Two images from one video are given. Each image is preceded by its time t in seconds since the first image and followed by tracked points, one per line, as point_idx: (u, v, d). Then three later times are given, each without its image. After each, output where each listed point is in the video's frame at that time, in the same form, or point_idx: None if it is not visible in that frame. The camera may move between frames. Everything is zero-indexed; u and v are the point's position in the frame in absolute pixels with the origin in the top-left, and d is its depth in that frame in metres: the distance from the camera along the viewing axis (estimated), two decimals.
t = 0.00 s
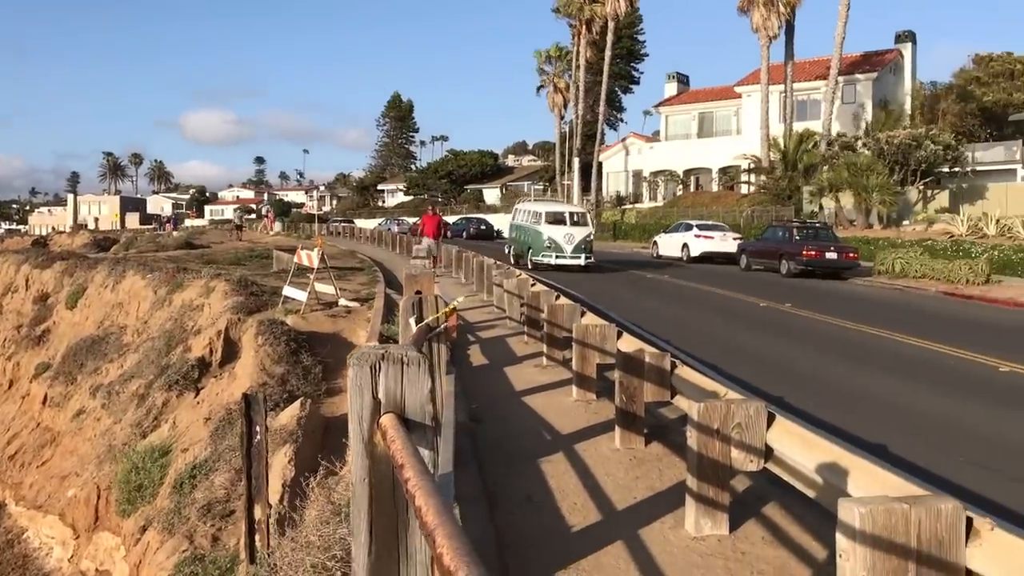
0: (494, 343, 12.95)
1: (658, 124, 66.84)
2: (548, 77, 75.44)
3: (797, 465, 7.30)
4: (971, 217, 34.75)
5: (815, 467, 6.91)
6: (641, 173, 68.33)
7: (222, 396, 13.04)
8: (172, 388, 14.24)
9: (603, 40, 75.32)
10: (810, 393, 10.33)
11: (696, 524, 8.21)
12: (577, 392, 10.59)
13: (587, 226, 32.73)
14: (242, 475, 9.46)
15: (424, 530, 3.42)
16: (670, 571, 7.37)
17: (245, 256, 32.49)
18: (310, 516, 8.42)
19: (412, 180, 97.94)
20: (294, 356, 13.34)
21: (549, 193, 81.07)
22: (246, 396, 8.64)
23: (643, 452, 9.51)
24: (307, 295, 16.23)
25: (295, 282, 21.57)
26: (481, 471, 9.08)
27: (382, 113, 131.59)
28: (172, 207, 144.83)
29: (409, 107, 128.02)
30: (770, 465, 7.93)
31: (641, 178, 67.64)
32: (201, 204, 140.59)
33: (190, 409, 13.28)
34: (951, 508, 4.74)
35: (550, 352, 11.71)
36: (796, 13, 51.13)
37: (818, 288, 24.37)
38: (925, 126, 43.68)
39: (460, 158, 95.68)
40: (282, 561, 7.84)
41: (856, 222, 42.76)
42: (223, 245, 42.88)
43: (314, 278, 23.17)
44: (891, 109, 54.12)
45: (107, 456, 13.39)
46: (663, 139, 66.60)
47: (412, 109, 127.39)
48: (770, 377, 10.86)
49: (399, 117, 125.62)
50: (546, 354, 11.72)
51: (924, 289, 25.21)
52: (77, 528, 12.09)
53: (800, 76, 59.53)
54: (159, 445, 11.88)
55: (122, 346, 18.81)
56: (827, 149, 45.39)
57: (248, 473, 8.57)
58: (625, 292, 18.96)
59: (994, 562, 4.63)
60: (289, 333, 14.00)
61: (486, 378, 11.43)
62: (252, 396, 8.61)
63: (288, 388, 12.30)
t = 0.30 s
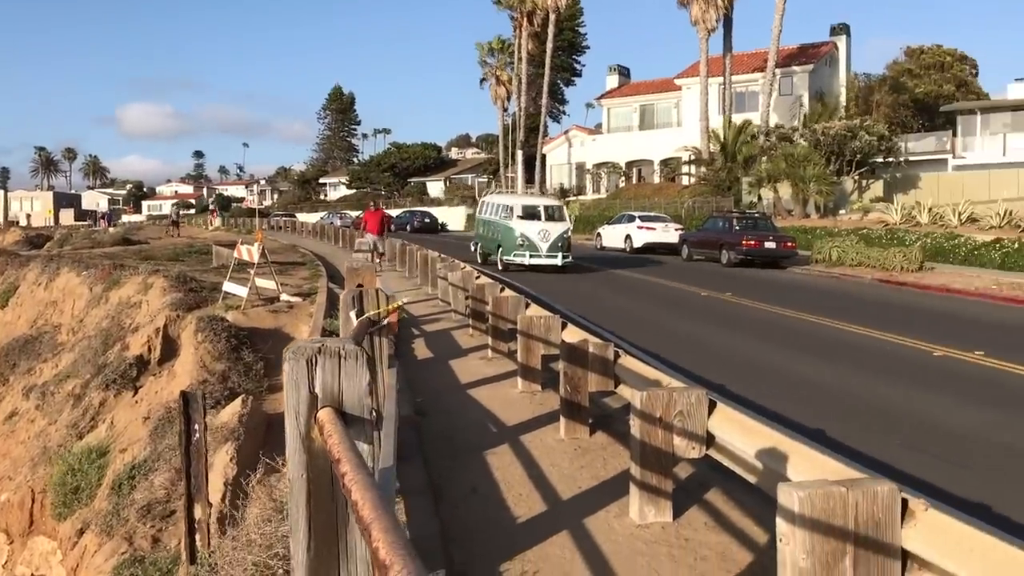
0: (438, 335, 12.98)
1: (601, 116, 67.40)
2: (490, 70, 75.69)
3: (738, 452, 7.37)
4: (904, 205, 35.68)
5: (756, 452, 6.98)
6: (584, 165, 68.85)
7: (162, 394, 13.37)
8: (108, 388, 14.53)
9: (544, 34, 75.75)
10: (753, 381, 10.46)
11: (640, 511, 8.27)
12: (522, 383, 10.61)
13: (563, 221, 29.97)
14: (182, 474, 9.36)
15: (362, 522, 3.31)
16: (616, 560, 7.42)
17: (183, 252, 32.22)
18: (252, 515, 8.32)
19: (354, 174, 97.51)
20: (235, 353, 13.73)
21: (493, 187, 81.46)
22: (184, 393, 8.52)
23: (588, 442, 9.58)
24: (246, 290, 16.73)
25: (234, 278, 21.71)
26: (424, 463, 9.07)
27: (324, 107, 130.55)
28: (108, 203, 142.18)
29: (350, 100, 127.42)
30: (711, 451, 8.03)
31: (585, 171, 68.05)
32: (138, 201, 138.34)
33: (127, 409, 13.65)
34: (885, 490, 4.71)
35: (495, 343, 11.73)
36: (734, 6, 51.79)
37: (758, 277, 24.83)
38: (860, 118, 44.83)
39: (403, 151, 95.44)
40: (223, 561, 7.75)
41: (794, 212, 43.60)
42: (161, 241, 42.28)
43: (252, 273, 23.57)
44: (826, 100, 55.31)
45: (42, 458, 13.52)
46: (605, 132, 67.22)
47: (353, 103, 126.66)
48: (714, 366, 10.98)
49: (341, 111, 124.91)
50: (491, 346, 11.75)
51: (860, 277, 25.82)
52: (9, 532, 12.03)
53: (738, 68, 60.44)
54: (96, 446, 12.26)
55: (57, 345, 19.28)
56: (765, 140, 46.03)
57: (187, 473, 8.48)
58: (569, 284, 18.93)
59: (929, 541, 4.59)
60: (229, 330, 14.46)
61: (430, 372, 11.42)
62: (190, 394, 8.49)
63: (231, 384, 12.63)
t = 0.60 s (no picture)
0: (378, 330, 12.96)
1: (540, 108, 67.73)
2: (428, 62, 75.70)
3: (676, 439, 7.49)
4: (836, 194, 36.43)
5: (693, 438, 7.10)
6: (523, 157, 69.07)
7: (95, 395, 13.59)
8: (39, 389, 14.82)
9: (482, 25, 75.79)
10: (692, 370, 10.63)
11: (581, 500, 8.36)
12: (464, 375, 10.65)
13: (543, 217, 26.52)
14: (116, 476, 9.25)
15: (293, 521, 3.19)
16: (557, 549, 7.49)
17: (115, 249, 31.63)
18: (188, 514, 8.21)
19: (290, 166, 96.41)
20: (171, 352, 13.75)
21: (433, 180, 81.50)
22: (116, 393, 8.40)
23: (529, 433, 9.63)
24: (182, 288, 16.86)
25: (169, 275, 21.62)
26: (365, 457, 9.04)
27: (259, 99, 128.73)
28: (36, 199, 138.41)
29: (287, 92, 126.12)
30: (650, 439, 8.15)
31: (523, 163, 67.98)
32: (68, 197, 134.94)
33: (58, 410, 14.14)
34: (818, 472, 4.81)
35: (436, 337, 11.74)
36: None
37: (695, 266, 25.16)
38: (792, 110, 45.89)
39: (341, 144, 94.97)
40: (156, 561, 7.64)
41: (729, 203, 44.24)
42: (89, 238, 41.36)
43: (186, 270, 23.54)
44: (760, 92, 56.10)
45: None
46: (544, 124, 67.57)
47: (289, 95, 125.36)
48: (653, 356, 11.14)
49: (277, 103, 123.60)
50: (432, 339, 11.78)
51: (794, 265, 26.40)
52: None
53: (674, 61, 61.19)
54: (26, 450, 12.40)
55: None
56: (700, 132, 47.12)
57: (120, 474, 8.36)
58: (512, 282, 18.93)
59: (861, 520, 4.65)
60: (165, 328, 14.48)
61: (370, 367, 11.41)
62: (122, 393, 8.39)
63: (167, 382, 12.67)
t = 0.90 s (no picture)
0: (301, 328, 12.95)
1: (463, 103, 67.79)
2: (350, 57, 75.19)
3: (600, 429, 7.52)
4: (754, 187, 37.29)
5: (616, 429, 7.09)
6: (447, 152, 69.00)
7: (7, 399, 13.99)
8: None
9: (403, 20, 75.48)
10: (616, 362, 10.84)
11: (507, 493, 8.38)
12: (389, 372, 10.66)
13: (514, 215, 23.60)
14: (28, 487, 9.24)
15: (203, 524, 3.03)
16: (483, 543, 7.52)
17: (25, 250, 30.74)
18: (104, 520, 8.08)
19: (209, 163, 94.58)
20: (86, 355, 13.73)
21: (357, 176, 80.89)
22: (22, 400, 8.19)
23: (456, 428, 9.67)
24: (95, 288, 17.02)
25: (82, 275, 21.59)
26: (287, 457, 8.98)
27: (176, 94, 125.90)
28: None
29: (205, 88, 123.74)
30: (574, 430, 8.22)
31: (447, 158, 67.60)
32: None
33: None
34: (736, 458, 4.74)
35: (360, 334, 11.73)
36: None
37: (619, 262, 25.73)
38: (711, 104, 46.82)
39: (261, 141, 93.76)
40: (72, 569, 7.46)
41: (651, 196, 45.05)
42: None
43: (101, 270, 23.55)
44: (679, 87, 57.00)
45: None
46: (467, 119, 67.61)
47: (207, 91, 123.00)
48: (579, 349, 11.31)
49: (194, 99, 121.22)
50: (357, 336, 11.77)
51: (714, 256, 27.16)
52: None
53: (595, 56, 61.80)
54: None
55: None
56: (622, 127, 47.81)
57: (30, 480, 8.16)
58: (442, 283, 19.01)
59: (779, 504, 4.62)
60: (79, 331, 14.45)
61: (293, 366, 11.36)
62: (29, 399, 8.18)
63: (81, 387, 12.68)
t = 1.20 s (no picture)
0: (201, 330, 12.79)
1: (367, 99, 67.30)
2: (250, 51, 73.71)
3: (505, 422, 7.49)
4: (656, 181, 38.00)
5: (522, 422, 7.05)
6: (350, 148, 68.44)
7: None
8: None
9: (303, 14, 74.44)
10: (524, 356, 10.99)
11: (415, 491, 8.38)
12: (294, 372, 10.59)
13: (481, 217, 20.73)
14: None
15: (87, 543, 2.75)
16: (392, 542, 7.49)
17: None
18: None
19: (103, 161, 91.50)
20: None
21: (260, 173, 79.55)
22: None
23: (363, 427, 9.66)
24: None
25: None
26: (189, 461, 8.82)
27: (66, 89, 121.26)
28: None
29: (97, 82, 119.72)
30: (482, 425, 8.18)
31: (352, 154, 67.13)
32: None
33: None
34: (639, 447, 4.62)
35: (263, 335, 11.61)
36: None
37: (525, 258, 26.00)
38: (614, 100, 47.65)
39: (158, 139, 91.29)
40: None
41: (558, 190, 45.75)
42: None
43: None
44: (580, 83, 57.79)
45: None
46: (371, 114, 67.16)
47: (99, 85, 118.96)
48: (489, 346, 11.42)
49: (86, 94, 117.03)
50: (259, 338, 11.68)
51: (619, 251, 27.77)
52: None
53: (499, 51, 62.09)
54: None
55: None
56: (528, 122, 48.07)
57: None
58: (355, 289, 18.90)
59: (680, 490, 4.50)
60: None
61: (194, 370, 11.17)
62: None
63: None
